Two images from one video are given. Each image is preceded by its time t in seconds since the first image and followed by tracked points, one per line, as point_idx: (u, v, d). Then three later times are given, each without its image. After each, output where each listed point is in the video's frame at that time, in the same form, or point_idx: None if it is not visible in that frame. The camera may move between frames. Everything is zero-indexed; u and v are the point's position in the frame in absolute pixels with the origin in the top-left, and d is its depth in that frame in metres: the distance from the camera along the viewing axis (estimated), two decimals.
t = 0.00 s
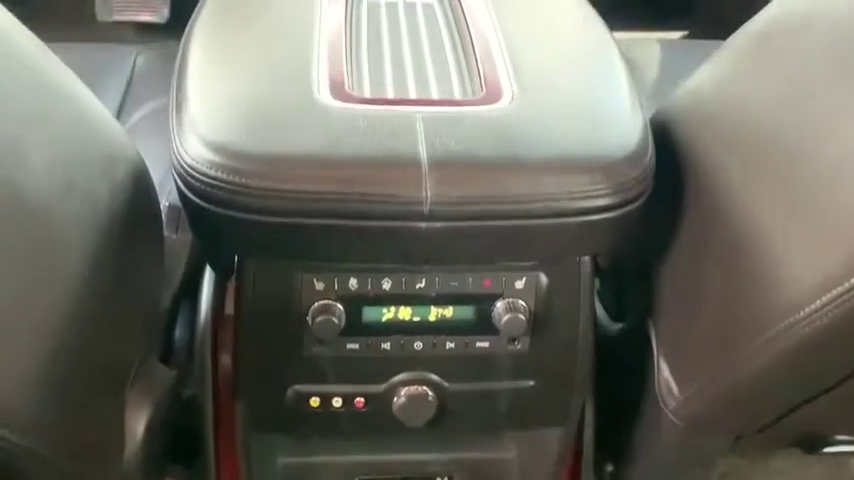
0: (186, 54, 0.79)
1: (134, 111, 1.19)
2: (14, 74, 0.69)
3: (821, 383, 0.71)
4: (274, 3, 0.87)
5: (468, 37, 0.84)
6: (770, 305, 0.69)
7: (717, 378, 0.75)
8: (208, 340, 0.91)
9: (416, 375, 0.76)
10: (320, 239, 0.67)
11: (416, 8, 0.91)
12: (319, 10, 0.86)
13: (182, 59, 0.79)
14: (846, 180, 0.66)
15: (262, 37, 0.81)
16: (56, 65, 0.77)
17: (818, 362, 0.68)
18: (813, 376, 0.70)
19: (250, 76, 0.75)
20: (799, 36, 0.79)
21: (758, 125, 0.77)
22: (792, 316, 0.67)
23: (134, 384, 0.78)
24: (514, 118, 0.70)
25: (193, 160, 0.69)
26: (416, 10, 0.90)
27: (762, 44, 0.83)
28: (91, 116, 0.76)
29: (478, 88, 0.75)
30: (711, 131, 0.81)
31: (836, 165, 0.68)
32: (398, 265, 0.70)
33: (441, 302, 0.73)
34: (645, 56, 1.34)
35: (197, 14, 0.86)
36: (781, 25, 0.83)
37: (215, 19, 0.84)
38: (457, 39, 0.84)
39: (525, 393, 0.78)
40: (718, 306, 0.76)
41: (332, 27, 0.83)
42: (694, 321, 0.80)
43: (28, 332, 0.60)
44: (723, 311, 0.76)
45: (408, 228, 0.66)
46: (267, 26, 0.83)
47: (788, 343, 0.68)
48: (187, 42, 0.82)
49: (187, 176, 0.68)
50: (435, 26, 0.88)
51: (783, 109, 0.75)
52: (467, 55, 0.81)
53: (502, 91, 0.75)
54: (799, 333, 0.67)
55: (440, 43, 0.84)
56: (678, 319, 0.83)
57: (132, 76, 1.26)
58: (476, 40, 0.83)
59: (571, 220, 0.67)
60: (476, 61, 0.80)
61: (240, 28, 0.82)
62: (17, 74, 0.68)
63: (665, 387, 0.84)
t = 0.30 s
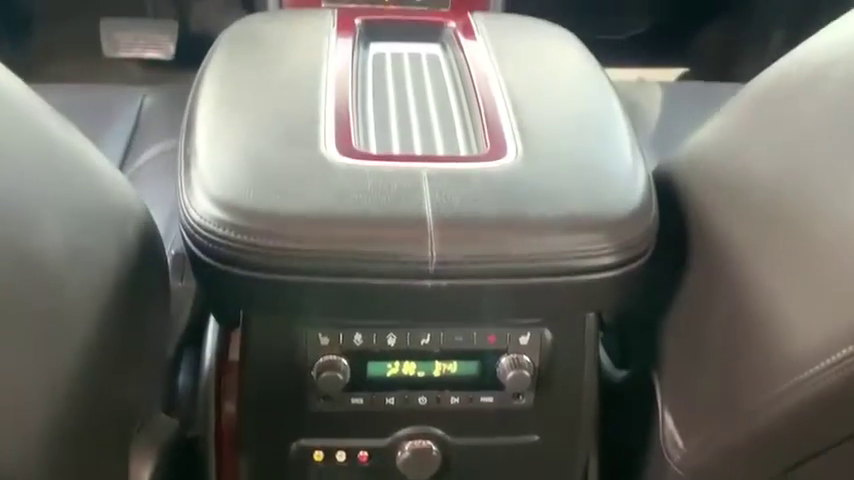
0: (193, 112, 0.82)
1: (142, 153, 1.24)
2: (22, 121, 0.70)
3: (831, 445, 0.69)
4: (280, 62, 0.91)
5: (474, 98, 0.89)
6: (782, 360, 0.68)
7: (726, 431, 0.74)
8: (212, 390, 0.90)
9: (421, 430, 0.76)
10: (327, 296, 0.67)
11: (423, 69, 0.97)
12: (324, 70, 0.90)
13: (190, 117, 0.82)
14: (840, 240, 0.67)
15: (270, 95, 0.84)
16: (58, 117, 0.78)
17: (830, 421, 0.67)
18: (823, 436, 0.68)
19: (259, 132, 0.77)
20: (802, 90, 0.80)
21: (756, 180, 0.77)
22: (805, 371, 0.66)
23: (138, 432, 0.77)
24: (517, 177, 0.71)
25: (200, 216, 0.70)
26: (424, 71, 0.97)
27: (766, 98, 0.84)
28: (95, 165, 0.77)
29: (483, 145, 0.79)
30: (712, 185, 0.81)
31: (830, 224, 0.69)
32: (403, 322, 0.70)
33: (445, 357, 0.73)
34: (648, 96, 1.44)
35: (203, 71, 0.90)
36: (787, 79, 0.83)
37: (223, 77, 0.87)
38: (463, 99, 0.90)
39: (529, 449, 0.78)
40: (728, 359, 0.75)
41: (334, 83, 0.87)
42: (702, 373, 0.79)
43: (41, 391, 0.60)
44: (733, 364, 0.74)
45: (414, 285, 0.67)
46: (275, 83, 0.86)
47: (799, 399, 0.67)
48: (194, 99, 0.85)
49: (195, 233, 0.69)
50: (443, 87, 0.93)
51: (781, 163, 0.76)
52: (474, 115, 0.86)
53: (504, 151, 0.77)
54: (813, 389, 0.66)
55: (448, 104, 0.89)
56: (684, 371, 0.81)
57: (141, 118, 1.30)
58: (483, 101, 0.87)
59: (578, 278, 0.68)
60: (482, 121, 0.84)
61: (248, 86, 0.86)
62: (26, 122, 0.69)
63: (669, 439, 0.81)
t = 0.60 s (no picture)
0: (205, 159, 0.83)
1: (152, 193, 1.26)
2: (20, 167, 0.69)
3: None
4: (290, 107, 0.91)
5: (483, 143, 0.89)
6: (787, 419, 0.68)
7: None
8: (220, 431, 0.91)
9: None
10: (336, 350, 0.68)
11: (432, 116, 0.97)
12: (332, 114, 0.91)
13: (201, 166, 0.83)
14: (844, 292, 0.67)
15: (280, 141, 0.85)
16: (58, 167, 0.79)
17: None
18: None
19: (271, 181, 0.78)
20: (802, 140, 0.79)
21: (761, 228, 0.77)
22: (809, 432, 0.66)
23: None
24: (527, 230, 0.71)
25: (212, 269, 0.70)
26: (433, 117, 0.97)
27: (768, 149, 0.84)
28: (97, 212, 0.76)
29: (493, 198, 0.78)
30: (718, 233, 0.81)
31: (832, 274, 0.68)
32: (414, 376, 0.70)
33: (455, 410, 0.73)
34: (653, 134, 1.49)
35: (214, 118, 0.91)
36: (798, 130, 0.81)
37: (233, 124, 0.88)
38: (472, 147, 0.90)
39: None
40: (735, 412, 0.75)
41: (346, 129, 0.88)
42: (710, 425, 0.79)
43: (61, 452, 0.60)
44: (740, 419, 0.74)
45: (425, 341, 0.67)
46: (284, 129, 0.87)
47: (805, 459, 0.66)
48: (205, 147, 0.86)
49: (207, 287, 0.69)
50: (451, 133, 0.94)
51: (784, 212, 0.76)
52: (483, 162, 0.86)
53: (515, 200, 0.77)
54: (816, 450, 0.65)
55: (457, 152, 0.89)
56: (694, 421, 0.82)
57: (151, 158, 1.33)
58: (491, 148, 0.88)
59: (586, 332, 0.68)
60: (491, 168, 0.84)
61: (258, 133, 0.86)
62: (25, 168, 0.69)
63: None
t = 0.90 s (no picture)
0: (209, 201, 0.83)
1: (155, 227, 1.27)
2: (1, 206, 0.68)
3: None
4: (294, 147, 0.92)
5: (485, 182, 0.89)
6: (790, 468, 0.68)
7: None
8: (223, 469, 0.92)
9: None
10: (340, 399, 0.67)
11: (435, 154, 0.98)
12: (337, 154, 0.92)
13: (204, 208, 0.83)
14: (845, 340, 0.67)
15: (284, 182, 0.85)
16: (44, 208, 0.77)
17: None
18: None
19: (274, 223, 0.78)
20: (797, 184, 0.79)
21: (765, 271, 0.77)
22: None
23: None
24: (530, 275, 0.71)
25: (215, 315, 0.70)
26: (436, 155, 0.97)
27: (765, 191, 0.84)
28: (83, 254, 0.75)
29: (496, 240, 0.79)
30: (720, 274, 0.81)
31: (834, 321, 0.68)
32: (417, 424, 0.70)
33: (459, 456, 0.73)
34: (658, 166, 1.49)
35: (218, 158, 0.92)
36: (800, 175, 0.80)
37: (236, 164, 0.89)
38: (475, 187, 0.90)
39: None
40: (740, 458, 0.75)
41: (350, 169, 0.89)
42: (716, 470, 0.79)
43: None
44: (746, 465, 0.74)
45: (429, 390, 0.67)
46: (287, 169, 0.87)
47: None
48: (208, 188, 0.86)
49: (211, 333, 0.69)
50: (453, 171, 0.94)
51: (785, 255, 0.76)
52: (484, 202, 0.87)
53: (519, 243, 0.77)
54: None
55: (460, 191, 0.90)
56: (700, 464, 0.82)
57: (155, 193, 1.33)
58: (494, 187, 0.88)
59: (590, 380, 0.68)
60: (494, 208, 0.84)
61: (261, 173, 0.87)
62: (5, 206, 0.68)
63: None
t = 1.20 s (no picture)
0: (215, 239, 0.83)
1: (162, 258, 1.27)
2: None
3: None
4: (300, 185, 0.92)
5: (491, 218, 0.90)
6: None
7: None
8: None
9: None
10: (347, 448, 0.68)
11: (442, 189, 0.97)
12: (344, 190, 0.92)
13: (210, 247, 0.83)
14: None
15: (290, 221, 0.85)
16: (32, 258, 0.77)
17: None
18: None
19: (281, 265, 0.78)
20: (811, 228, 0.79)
21: (773, 312, 0.76)
22: None
23: None
24: (542, 323, 0.71)
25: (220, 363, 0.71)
26: (442, 191, 0.97)
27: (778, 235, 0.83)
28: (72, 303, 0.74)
29: (505, 282, 0.79)
30: (729, 314, 0.81)
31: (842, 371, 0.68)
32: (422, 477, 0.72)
33: None
34: (664, 195, 1.49)
35: (225, 195, 0.92)
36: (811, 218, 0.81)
37: (243, 202, 0.89)
38: (482, 224, 0.90)
39: None
40: None
41: (355, 207, 0.89)
42: None
43: None
44: None
45: (437, 441, 0.67)
46: (293, 207, 0.88)
47: None
48: (215, 227, 0.87)
49: (216, 381, 0.70)
50: (460, 206, 0.93)
51: (797, 296, 0.75)
52: (491, 240, 0.86)
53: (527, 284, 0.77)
54: None
55: (466, 227, 0.89)
56: None
57: (159, 226, 1.33)
58: (501, 225, 0.88)
59: (596, 430, 0.69)
60: (500, 247, 0.85)
61: (268, 211, 0.87)
62: None
63: None
